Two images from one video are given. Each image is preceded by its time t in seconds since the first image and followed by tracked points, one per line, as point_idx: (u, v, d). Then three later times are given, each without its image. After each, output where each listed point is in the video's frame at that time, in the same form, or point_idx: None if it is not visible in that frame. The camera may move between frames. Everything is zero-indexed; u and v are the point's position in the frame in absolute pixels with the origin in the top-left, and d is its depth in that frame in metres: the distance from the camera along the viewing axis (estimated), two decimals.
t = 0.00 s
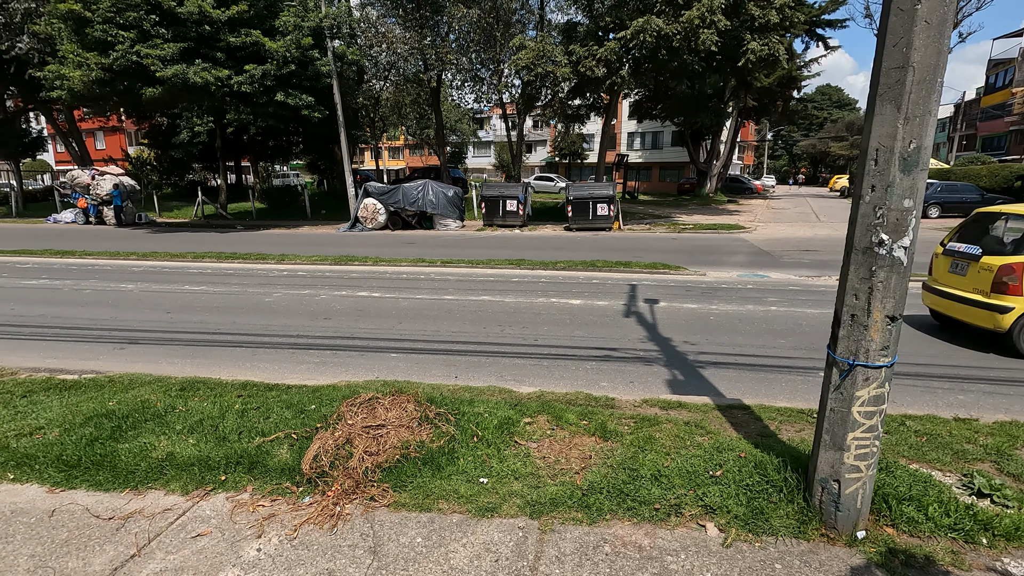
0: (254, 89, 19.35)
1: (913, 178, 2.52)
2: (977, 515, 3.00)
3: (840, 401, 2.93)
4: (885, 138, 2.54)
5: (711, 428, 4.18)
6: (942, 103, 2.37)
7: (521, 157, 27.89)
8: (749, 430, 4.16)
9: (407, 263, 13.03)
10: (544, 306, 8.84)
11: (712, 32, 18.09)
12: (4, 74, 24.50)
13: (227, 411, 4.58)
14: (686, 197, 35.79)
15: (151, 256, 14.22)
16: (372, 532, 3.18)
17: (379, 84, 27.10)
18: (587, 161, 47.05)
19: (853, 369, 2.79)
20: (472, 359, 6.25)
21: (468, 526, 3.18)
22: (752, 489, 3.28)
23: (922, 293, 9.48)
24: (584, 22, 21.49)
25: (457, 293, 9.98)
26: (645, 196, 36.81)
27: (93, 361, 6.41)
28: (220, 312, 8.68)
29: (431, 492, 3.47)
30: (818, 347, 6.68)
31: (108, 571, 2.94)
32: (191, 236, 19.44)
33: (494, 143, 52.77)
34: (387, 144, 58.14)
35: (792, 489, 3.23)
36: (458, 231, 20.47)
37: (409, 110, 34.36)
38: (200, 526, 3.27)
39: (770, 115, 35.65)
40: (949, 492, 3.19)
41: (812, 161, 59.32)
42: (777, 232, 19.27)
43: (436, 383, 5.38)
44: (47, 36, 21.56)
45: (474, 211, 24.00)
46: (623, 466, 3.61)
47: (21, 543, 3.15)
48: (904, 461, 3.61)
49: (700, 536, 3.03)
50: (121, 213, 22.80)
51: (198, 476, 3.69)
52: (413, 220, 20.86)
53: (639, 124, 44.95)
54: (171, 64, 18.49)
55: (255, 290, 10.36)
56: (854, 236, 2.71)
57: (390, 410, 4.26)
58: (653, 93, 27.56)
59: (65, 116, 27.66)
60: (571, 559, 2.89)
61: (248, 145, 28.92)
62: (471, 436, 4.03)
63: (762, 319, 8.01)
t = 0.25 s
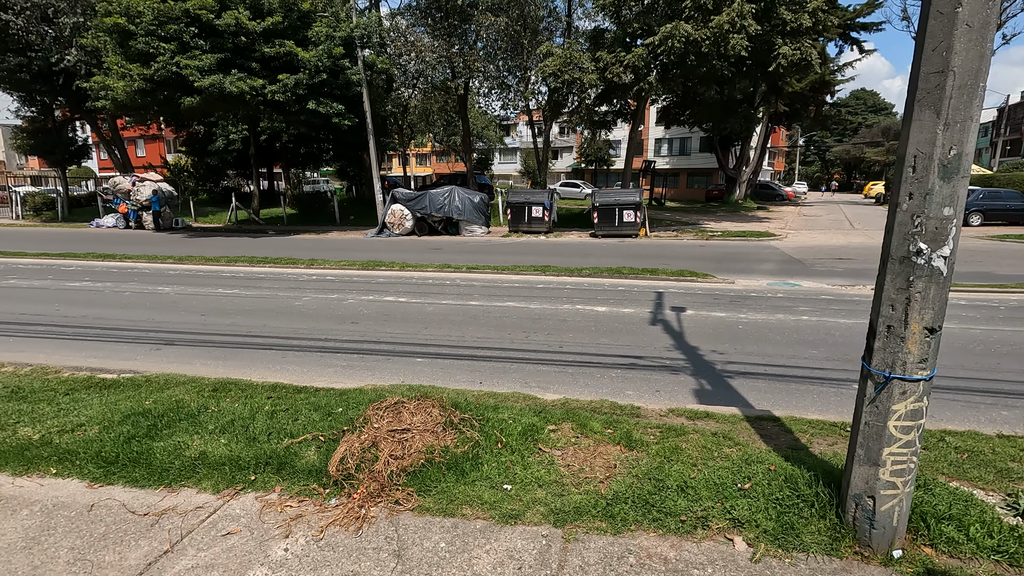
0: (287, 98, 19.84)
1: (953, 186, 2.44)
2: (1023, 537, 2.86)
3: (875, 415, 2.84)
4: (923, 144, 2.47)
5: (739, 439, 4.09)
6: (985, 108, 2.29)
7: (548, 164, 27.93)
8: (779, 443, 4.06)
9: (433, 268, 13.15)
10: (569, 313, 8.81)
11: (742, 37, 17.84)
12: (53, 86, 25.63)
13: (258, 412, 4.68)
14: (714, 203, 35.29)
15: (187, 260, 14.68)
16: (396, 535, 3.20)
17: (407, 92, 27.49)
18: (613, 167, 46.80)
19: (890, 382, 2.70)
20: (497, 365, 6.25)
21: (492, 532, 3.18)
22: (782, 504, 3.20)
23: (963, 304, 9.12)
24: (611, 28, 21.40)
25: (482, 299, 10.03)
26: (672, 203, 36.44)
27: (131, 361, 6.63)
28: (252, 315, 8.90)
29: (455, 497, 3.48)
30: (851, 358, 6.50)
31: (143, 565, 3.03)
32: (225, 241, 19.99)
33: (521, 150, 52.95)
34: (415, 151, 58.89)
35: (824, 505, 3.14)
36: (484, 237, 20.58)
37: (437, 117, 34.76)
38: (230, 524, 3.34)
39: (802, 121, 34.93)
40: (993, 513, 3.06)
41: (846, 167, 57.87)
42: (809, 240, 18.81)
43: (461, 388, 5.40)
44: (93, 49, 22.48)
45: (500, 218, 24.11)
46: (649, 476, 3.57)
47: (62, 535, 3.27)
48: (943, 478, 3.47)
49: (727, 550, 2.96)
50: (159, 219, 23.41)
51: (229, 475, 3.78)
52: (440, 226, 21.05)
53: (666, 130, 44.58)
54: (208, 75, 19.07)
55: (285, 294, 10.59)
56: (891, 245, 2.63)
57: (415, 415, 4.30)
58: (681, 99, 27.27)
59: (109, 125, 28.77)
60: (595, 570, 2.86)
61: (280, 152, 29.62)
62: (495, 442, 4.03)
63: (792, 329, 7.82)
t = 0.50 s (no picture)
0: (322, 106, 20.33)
1: (1003, 193, 2.35)
2: None
3: (918, 430, 2.73)
4: (970, 150, 2.38)
5: (773, 451, 3.99)
6: None
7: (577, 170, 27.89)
8: (814, 457, 3.95)
9: (462, 274, 13.24)
10: (597, 320, 8.75)
11: (777, 41, 17.53)
12: (102, 96, 26.83)
13: (290, 413, 4.79)
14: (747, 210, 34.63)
15: (224, 264, 15.12)
16: (424, 539, 3.22)
17: (438, 99, 27.84)
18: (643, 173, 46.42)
19: (934, 396, 2.60)
20: (525, 371, 6.24)
21: (519, 539, 3.17)
22: (817, 520, 3.11)
23: (1012, 316, 8.73)
24: (642, 34, 21.32)
25: (510, 305, 10.05)
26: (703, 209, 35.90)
27: (171, 361, 6.86)
28: (285, 318, 9.12)
29: (482, 503, 3.49)
30: (891, 371, 6.27)
31: (179, 560, 3.12)
32: (260, 246, 20.53)
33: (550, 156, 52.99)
34: (445, 157, 59.54)
35: (862, 522, 3.03)
36: (512, 243, 20.64)
37: (467, 124, 35.10)
38: (262, 522, 3.41)
39: (839, 126, 34.05)
40: None
41: (885, 173, 56.09)
42: (846, 248, 18.30)
43: (488, 394, 5.42)
44: (141, 61, 23.46)
45: (528, 224, 24.14)
46: (678, 487, 3.51)
47: (104, 528, 3.40)
48: (991, 498, 3.32)
49: (760, 565, 2.88)
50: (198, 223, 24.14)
51: (262, 474, 3.87)
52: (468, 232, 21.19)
53: (698, 136, 44.04)
54: (247, 84, 19.70)
55: (318, 298, 10.83)
56: (935, 254, 2.54)
57: (443, 419, 4.33)
58: (713, 104, 26.91)
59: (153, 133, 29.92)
60: None
61: (314, 159, 30.32)
62: (522, 449, 4.03)
63: (829, 340, 7.60)
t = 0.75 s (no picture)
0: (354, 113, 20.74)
1: None
2: None
3: (966, 446, 2.63)
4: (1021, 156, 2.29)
5: (809, 465, 3.89)
6: None
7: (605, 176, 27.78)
8: (853, 471, 3.83)
9: (490, 279, 13.30)
10: (625, 327, 8.67)
11: (812, 44, 17.20)
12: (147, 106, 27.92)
13: (322, 415, 4.88)
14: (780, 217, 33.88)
15: (259, 268, 15.51)
16: (452, 543, 3.24)
17: (467, 107, 28.12)
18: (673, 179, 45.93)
19: (982, 411, 2.51)
20: (553, 378, 6.22)
21: (547, 546, 3.16)
22: (857, 536, 3.01)
23: None
24: (672, 39, 21.14)
25: (537, 310, 10.04)
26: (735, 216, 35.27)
27: (208, 362, 7.06)
28: (317, 321, 9.30)
29: (510, 509, 3.49)
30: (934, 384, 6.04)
31: (216, 556, 3.20)
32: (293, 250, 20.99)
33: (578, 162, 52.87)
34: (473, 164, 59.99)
35: (904, 541, 2.92)
36: (540, 249, 20.64)
37: (495, 131, 35.32)
38: (295, 522, 3.48)
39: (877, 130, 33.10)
40: None
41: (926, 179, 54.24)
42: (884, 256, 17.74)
43: (516, 400, 5.42)
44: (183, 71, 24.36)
45: (556, 230, 24.12)
46: (709, 498, 3.45)
47: (145, 523, 3.51)
48: None
49: None
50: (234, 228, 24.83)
51: (295, 475, 3.95)
52: (496, 238, 21.27)
53: (729, 141, 43.39)
54: (282, 93, 20.23)
55: (349, 302, 11.01)
56: (982, 264, 2.45)
57: (472, 424, 4.35)
58: (746, 109, 26.48)
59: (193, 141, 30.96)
60: None
61: (346, 166, 30.94)
62: (551, 455, 4.02)
63: (867, 350, 7.36)
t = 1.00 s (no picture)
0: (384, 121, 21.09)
1: None
2: None
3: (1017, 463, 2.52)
4: None
5: (846, 479, 3.78)
6: None
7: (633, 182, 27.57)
8: (894, 487, 3.70)
9: (517, 285, 13.32)
10: (654, 335, 8.57)
11: (848, 47, 16.82)
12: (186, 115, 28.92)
13: (353, 418, 4.95)
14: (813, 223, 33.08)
15: (291, 272, 15.84)
16: (480, 548, 3.25)
17: (495, 113, 28.31)
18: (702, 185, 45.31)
19: None
20: (581, 385, 6.19)
21: (576, 555, 3.14)
22: (898, 555, 2.91)
23: None
24: (703, 44, 20.91)
25: (565, 317, 10.01)
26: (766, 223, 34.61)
27: (243, 364, 7.25)
28: (347, 325, 9.45)
29: (539, 515, 3.48)
30: (980, 398, 5.81)
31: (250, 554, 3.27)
32: (323, 255, 21.40)
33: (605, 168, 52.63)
34: (500, 170, 60.25)
35: (949, 561, 2.82)
36: (567, 255, 20.58)
37: (523, 137, 35.45)
38: (326, 523, 3.54)
39: (916, 134, 32.09)
40: None
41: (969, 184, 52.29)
42: (925, 264, 17.15)
43: (545, 407, 5.40)
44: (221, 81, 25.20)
45: (583, 235, 24.02)
46: (743, 511, 3.38)
47: (183, 519, 3.62)
48: None
49: None
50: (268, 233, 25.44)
51: (326, 476, 4.02)
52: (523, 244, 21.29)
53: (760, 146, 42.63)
54: (315, 101, 20.70)
55: (378, 306, 11.16)
56: None
57: (500, 430, 4.36)
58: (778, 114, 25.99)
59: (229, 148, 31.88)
60: None
61: (376, 172, 31.45)
62: (579, 463, 4.00)
63: (907, 362, 7.12)
